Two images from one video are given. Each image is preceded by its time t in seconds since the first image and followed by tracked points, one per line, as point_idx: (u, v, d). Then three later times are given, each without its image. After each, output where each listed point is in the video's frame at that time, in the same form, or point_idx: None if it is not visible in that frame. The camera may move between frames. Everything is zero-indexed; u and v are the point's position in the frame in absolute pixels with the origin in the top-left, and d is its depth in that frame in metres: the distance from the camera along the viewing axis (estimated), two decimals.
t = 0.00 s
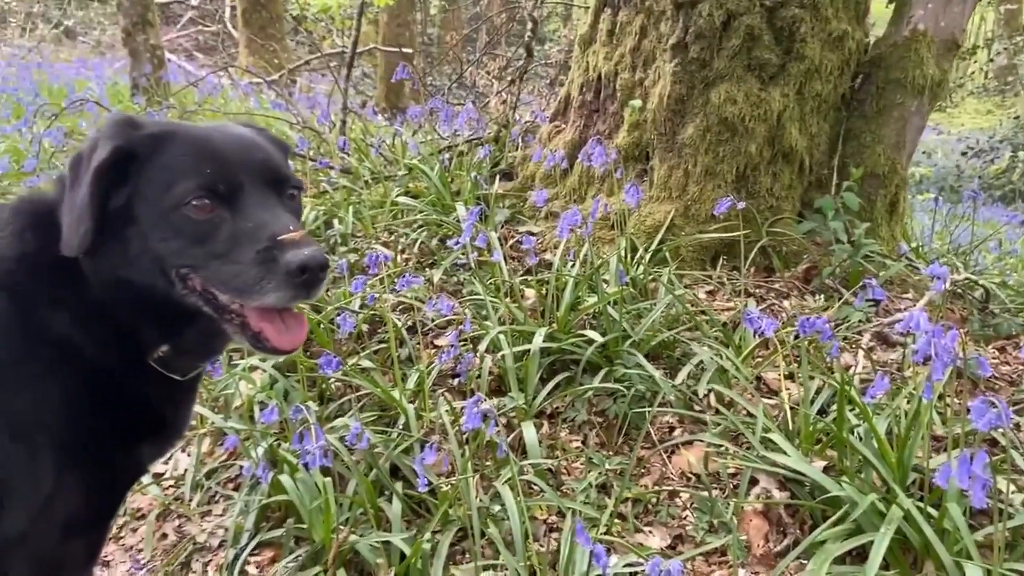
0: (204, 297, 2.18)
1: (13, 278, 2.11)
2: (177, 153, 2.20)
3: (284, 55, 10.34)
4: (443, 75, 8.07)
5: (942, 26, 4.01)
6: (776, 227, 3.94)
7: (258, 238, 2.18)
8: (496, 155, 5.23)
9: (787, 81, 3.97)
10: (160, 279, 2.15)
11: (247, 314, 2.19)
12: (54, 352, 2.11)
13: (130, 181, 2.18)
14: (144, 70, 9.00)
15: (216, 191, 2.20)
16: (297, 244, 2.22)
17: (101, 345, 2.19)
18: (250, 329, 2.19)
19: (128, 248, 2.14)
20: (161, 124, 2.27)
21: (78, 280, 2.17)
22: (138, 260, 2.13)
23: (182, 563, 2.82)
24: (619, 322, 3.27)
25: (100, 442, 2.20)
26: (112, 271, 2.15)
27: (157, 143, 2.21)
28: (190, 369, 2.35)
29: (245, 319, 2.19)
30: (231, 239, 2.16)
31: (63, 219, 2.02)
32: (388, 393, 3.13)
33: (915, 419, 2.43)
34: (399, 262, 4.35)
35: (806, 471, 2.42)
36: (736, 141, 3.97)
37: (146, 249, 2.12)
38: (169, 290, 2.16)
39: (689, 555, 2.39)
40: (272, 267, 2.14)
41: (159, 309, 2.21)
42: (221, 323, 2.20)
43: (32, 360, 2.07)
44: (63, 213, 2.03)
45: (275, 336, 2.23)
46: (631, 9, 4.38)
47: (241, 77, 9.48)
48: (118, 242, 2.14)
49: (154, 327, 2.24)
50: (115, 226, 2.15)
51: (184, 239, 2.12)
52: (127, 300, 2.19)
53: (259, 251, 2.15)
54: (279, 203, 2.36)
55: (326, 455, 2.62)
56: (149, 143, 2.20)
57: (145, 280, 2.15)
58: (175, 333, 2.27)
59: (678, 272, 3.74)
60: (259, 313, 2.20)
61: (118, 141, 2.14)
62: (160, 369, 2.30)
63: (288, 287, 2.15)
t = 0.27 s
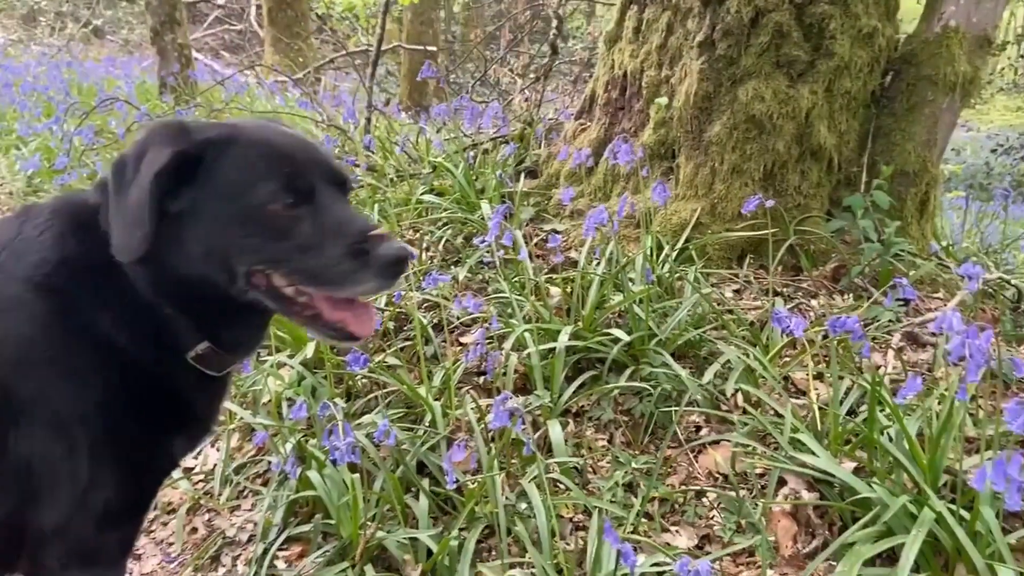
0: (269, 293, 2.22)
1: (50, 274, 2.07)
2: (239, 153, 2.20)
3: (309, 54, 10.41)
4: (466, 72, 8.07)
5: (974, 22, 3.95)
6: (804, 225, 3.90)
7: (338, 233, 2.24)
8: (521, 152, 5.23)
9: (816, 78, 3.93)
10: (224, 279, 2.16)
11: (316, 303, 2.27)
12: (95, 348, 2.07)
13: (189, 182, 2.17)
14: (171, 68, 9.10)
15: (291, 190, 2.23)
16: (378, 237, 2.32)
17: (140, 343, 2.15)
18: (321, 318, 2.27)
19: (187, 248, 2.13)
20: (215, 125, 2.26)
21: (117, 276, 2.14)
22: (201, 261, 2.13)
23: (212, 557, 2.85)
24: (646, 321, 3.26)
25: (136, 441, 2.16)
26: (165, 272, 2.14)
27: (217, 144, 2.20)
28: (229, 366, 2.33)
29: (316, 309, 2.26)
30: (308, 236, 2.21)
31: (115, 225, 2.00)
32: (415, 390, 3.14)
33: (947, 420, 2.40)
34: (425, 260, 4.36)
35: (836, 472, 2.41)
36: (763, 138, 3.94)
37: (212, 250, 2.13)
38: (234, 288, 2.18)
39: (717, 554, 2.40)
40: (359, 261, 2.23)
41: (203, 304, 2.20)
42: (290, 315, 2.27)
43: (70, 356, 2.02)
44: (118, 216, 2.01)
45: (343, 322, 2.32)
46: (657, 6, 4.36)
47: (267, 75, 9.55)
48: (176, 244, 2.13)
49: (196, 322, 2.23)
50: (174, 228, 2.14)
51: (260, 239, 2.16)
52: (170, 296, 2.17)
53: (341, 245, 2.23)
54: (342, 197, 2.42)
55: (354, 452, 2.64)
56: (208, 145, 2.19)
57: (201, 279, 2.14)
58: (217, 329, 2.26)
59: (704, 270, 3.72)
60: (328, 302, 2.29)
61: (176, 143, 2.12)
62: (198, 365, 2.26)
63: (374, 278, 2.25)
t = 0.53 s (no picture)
0: (338, 269, 2.35)
1: (91, 272, 2.08)
2: (304, 137, 2.32)
3: (330, 52, 10.45)
4: (487, 70, 8.07)
5: (1006, 17, 3.89)
6: (831, 224, 3.86)
7: (405, 206, 2.49)
8: (544, 150, 5.22)
9: (844, 74, 3.89)
10: (294, 259, 2.26)
11: (381, 272, 2.46)
12: (129, 343, 2.08)
13: (254, 166, 2.25)
14: (196, 67, 9.17)
15: (358, 168, 2.40)
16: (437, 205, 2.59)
17: (179, 337, 2.15)
18: (385, 286, 2.46)
19: (257, 229, 2.22)
20: (269, 110, 2.33)
21: (156, 272, 2.14)
22: (273, 240, 2.23)
23: (239, 551, 2.87)
24: (671, 320, 3.24)
25: (173, 436, 2.16)
26: (225, 256, 2.19)
27: (281, 127, 2.30)
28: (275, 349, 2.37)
29: (379, 278, 2.46)
30: (378, 211, 2.42)
31: (180, 213, 2.03)
32: (439, 387, 3.14)
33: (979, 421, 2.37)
34: (448, 258, 4.36)
35: (865, 473, 2.38)
36: (790, 136, 3.91)
37: (286, 229, 2.24)
38: (303, 266, 2.27)
39: (745, 555, 2.39)
40: (430, 229, 2.50)
41: (253, 288, 2.25)
42: (356, 286, 2.44)
43: (108, 352, 2.04)
44: (184, 203, 2.04)
45: (407, 287, 2.51)
46: (682, 3, 4.33)
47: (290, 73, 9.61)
48: (245, 226, 2.21)
49: (242, 310, 2.26)
50: (242, 210, 2.21)
51: (337, 215, 2.32)
52: (220, 284, 2.20)
53: (411, 215, 2.48)
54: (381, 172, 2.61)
55: (380, 448, 2.65)
56: (273, 129, 2.28)
57: (265, 261, 2.23)
58: (263, 315, 2.31)
59: (729, 269, 3.69)
60: (390, 269, 2.48)
61: (246, 129, 2.19)
62: (237, 355, 2.24)
63: (441, 242, 2.55)
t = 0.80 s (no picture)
0: (380, 252, 2.48)
1: (144, 271, 2.10)
2: (348, 127, 2.44)
3: (357, 50, 10.51)
4: (514, 67, 8.06)
5: None
6: (865, 224, 3.82)
7: (443, 188, 2.66)
8: (572, 149, 5.21)
9: (879, 73, 3.84)
10: (341, 243, 2.39)
11: (419, 251, 2.61)
12: (183, 339, 2.09)
13: (300, 156, 2.36)
14: (225, 66, 9.26)
15: (399, 154, 2.54)
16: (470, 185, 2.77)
17: (231, 334, 2.19)
18: (425, 268, 2.62)
19: (306, 216, 2.33)
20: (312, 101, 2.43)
21: (208, 269, 2.18)
22: (321, 226, 2.35)
23: (274, 547, 2.91)
24: (703, 320, 3.22)
25: (226, 433, 2.18)
26: (275, 244, 2.28)
27: (326, 117, 2.41)
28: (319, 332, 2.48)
29: (419, 259, 2.61)
30: (418, 194, 2.57)
31: (233, 203, 2.11)
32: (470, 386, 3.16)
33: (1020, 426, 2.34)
34: (477, 257, 4.37)
35: (903, 478, 2.35)
36: (824, 135, 3.87)
37: (334, 215, 2.37)
38: (348, 250, 2.40)
39: (780, 558, 2.38)
40: (468, 209, 2.71)
41: (298, 275, 2.35)
42: (398, 268, 2.58)
43: (166, 350, 2.06)
44: (236, 192, 2.13)
45: (444, 264, 2.67)
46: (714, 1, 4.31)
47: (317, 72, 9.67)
48: (295, 212, 2.32)
49: (287, 298, 2.34)
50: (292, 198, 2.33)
51: (382, 199, 2.47)
52: (268, 271, 2.28)
53: (449, 197, 2.66)
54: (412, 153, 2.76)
55: (413, 448, 2.67)
56: (319, 119, 2.39)
57: (314, 246, 2.34)
58: (307, 301, 2.41)
59: (762, 270, 3.67)
60: (428, 250, 2.64)
61: (295, 120, 2.28)
62: (285, 346, 2.30)
63: (474, 221, 2.74)
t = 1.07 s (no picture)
0: (395, 212, 2.55)
1: (181, 260, 2.14)
2: (355, 89, 2.48)
3: (383, 48, 10.54)
4: (540, 64, 8.05)
5: None
6: (897, 222, 3.78)
7: (450, 142, 2.73)
8: (600, 146, 5.20)
9: (913, 69, 3.80)
10: (358, 205, 2.45)
11: (433, 208, 2.71)
12: (223, 325, 2.12)
13: (310, 122, 2.41)
14: (253, 65, 9.33)
15: (405, 112, 2.59)
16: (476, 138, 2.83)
17: (269, 315, 2.22)
18: (441, 223, 2.71)
19: (321, 182, 2.39)
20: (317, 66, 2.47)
21: (241, 255, 2.22)
22: (338, 189, 2.41)
23: (305, 541, 2.94)
24: (733, 318, 3.21)
25: (268, 416, 2.20)
26: (295, 213, 2.34)
27: (332, 82, 2.45)
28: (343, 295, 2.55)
29: (434, 215, 2.70)
30: (427, 150, 2.64)
31: (247, 173, 2.19)
32: (499, 382, 3.17)
33: None
34: (505, 254, 4.38)
35: (937, 478, 2.33)
36: (856, 131, 3.84)
37: (350, 177, 2.43)
38: (365, 213, 2.46)
39: (812, 558, 2.37)
40: (476, 161, 2.79)
41: (320, 244, 2.41)
42: (416, 226, 2.66)
43: (208, 336, 2.09)
44: (249, 165, 2.20)
45: (458, 219, 2.76)
46: None
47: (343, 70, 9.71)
48: (311, 179, 2.38)
49: (314, 271, 2.40)
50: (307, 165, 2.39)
51: (393, 159, 2.54)
52: (292, 236, 2.34)
53: (456, 150, 2.73)
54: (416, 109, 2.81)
55: (443, 443, 2.68)
56: (326, 84, 2.43)
57: (333, 212, 2.40)
58: (332, 270, 2.46)
59: (792, 268, 3.64)
60: (441, 206, 2.73)
61: (302, 86, 2.33)
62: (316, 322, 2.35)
63: (482, 174, 2.82)
